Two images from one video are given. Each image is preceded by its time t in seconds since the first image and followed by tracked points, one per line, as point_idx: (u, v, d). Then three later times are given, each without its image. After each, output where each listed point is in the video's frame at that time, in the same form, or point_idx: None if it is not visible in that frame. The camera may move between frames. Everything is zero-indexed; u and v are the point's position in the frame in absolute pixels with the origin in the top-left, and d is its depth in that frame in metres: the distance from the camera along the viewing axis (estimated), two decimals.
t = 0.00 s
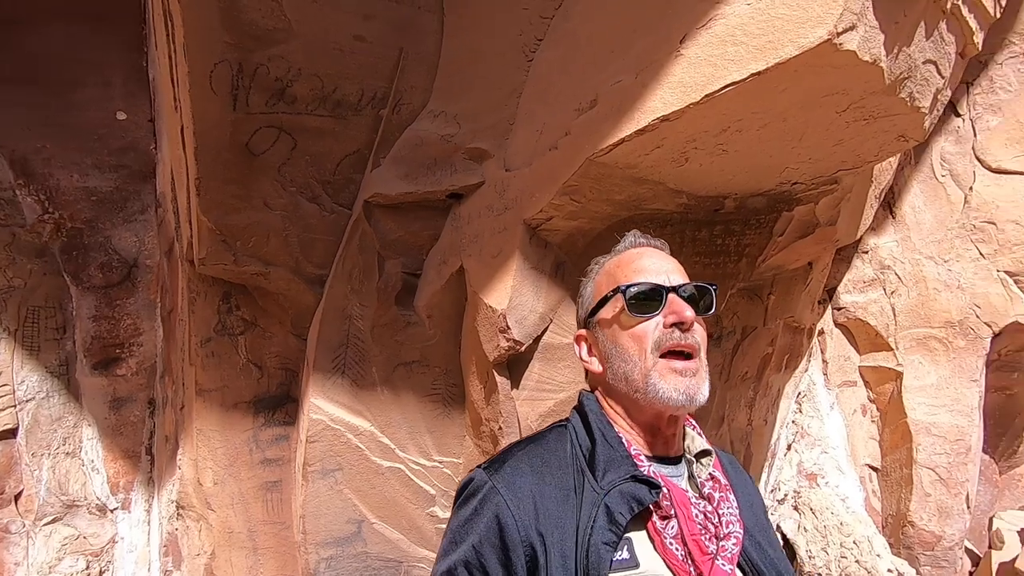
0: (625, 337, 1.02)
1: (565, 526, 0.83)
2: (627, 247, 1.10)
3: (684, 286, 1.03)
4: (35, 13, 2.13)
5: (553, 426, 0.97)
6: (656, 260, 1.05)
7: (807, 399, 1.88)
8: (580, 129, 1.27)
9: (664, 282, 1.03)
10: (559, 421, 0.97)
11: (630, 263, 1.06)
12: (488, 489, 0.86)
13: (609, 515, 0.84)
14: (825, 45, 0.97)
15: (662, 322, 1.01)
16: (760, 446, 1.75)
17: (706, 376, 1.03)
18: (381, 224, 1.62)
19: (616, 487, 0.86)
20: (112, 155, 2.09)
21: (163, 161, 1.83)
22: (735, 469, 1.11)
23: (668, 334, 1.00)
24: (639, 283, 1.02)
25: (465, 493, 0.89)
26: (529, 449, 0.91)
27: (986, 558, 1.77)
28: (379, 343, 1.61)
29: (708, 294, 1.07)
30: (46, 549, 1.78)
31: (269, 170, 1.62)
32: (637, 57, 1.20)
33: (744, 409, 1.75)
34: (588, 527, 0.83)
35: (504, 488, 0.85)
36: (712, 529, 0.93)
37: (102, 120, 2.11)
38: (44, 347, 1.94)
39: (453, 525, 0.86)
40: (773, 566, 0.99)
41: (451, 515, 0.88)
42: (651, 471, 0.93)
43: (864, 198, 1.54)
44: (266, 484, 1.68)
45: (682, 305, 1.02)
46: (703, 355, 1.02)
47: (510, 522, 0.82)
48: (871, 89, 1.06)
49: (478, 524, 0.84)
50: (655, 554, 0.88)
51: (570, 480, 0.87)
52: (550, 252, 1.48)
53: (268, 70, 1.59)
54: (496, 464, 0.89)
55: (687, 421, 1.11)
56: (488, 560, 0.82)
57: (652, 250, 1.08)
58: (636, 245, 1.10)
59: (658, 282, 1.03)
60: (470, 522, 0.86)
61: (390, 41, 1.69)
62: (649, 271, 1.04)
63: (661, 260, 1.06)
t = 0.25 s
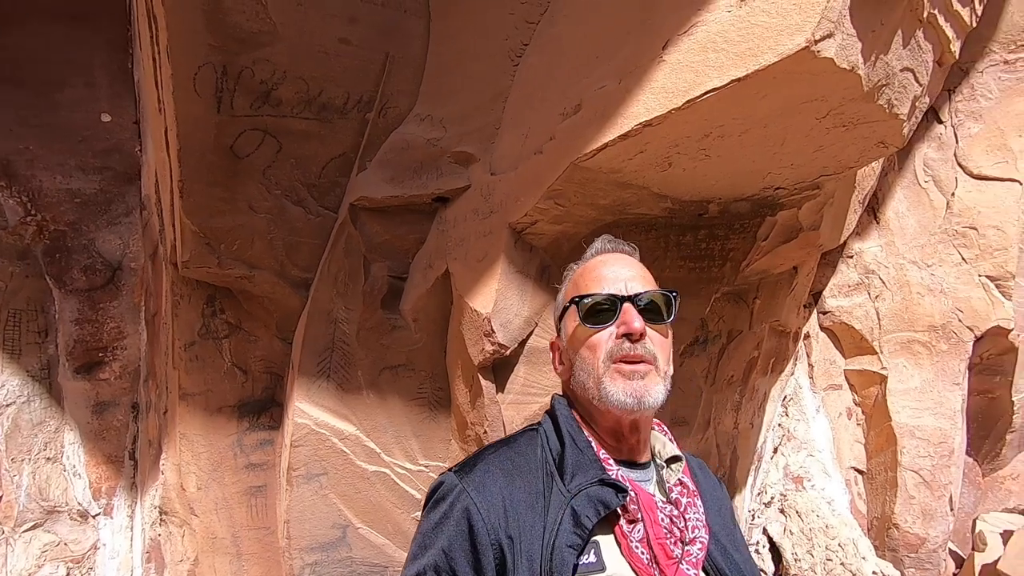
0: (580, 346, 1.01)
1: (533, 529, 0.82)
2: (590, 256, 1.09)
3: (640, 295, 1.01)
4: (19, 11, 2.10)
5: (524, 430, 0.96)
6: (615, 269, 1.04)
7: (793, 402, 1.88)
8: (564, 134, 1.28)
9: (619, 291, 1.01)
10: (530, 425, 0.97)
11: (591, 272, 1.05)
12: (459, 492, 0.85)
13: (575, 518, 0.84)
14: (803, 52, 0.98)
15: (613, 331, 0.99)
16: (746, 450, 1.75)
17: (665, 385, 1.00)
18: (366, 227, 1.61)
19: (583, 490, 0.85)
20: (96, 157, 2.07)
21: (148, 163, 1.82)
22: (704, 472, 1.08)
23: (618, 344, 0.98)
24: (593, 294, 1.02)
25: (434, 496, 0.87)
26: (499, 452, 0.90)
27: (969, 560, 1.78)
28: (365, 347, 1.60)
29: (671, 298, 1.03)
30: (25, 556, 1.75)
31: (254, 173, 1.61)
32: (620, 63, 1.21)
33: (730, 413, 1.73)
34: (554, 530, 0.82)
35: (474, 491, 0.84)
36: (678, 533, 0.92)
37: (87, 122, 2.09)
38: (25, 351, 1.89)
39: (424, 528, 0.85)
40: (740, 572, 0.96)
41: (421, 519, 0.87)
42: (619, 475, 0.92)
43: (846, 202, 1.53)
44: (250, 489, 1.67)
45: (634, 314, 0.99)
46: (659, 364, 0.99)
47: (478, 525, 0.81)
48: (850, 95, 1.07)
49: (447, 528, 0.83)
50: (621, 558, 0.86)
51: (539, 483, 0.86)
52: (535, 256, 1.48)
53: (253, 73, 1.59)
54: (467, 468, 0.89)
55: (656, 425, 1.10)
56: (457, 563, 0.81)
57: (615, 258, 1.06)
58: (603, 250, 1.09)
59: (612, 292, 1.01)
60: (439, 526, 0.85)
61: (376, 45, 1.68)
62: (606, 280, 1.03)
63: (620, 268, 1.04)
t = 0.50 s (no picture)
0: (567, 358, 0.99)
1: (530, 537, 0.80)
2: (582, 262, 1.06)
3: (624, 304, 0.97)
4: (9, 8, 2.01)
5: (521, 436, 0.93)
6: (601, 278, 1.00)
7: (789, 403, 1.88)
8: (562, 135, 1.27)
9: (603, 301, 0.98)
10: (527, 431, 0.93)
11: (579, 280, 1.03)
12: (455, 501, 0.82)
13: (573, 525, 0.81)
14: (801, 53, 0.98)
15: (597, 343, 0.96)
16: (744, 450, 1.76)
17: (653, 396, 0.96)
18: (362, 228, 1.61)
19: (581, 497, 0.82)
20: (89, 158, 2.02)
21: (141, 163, 1.80)
22: (704, 476, 1.08)
23: (602, 356, 0.95)
24: (580, 304, 0.99)
25: (430, 505, 0.84)
26: (496, 459, 0.87)
27: (964, 559, 1.78)
28: (361, 349, 1.59)
29: (661, 307, 0.98)
30: (15, 561, 1.71)
31: (248, 173, 1.60)
32: (617, 64, 1.21)
33: (727, 413, 1.74)
34: (552, 538, 0.79)
35: (471, 499, 0.81)
36: (677, 539, 0.91)
37: (78, 122, 2.04)
38: (16, 354, 1.84)
39: (419, 538, 0.82)
40: None
41: (417, 528, 0.83)
42: (617, 480, 0.90)
43: (842, 203, 1.54)
44: (245, 492, 1.66)
45: (618, 325, 0.96)
46: (645, 377, 0.96)
47: (474, 535, 0.78)
48: (847, 97, 1.07)
49: (443, 538, 0.80)
50: (619, 563, 0.84)
51: (536, 490, 0.83)
52: (532, 257, 1.48)
53: (247, 73, 1.58)
54: (464, 476, 0.85)
55: (654, 429, 1.08)
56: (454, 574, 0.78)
57: (602, 265, 1.02)
58: (593, 256, 1.06)
59: (597, 303, 0.98)
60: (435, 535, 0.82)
61: (372, 45, 1.67)
62: (592, 290, 1.00)
63: (606, 276, 1.00)
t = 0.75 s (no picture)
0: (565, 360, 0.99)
1: (543, 539, 0.79)
2: (580, 263, 1.06)
3: (619, 304, 0.96)
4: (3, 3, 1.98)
5: (529, 438, 0.92)
6: (598, 278, 1.00)
7: (786, 403, 1.89)
8: (564, 134, 1.28)
9: (599, 302, 0.97)
10: (534, 434, 0.93)
11: (577, 282, 1.02)
12: (466, 504, 0.81)
13: (584, 526, 0.80)
14: (805, 55, 0.98)
15: (592, 344, 0.96)
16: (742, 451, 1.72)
17: (651, 396, 0.95)
18: (362, 227, 1.60)
19: (592, 497, 0.82)
20: (85, 155, 1.99)
21: (138, 160, 1.78)
22: (713, 474, 1.08)
23: (597, 357, 0.95)
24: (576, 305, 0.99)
25: (440, 509, 0.83)
26: (505, 461, 0.86)
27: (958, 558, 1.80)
28: (361, 349, 1.59)
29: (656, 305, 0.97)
30: (9, 561, 1.68)
31: (248, 172, 1.59)
32: (620, 64, 1.21)
33: (724, 413, 1.74)
34: (564, 539, 0.79)
35: (482, 502, 0.80)
36: (687, 538, 0.90)
37: (74, 119, 2.01)
38: (10, 352, 1.81)
39: (430, 542, 0.81)
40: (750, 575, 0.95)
41: (429, 532, 0.82)
42: (625, 480, 0.90)
43: (841, 204, 1.54)
44: (243, 492, 1.66)
45: (611, 325, 0.95)
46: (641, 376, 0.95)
47: (486, 537, 0.78)
48: (850, 99, 1.08)
49: (454, 541, 0.79)
50: (630, 564, 0.84)
51: (547, 492, 0.83)
52: (533, 257, 1.48)
53: (248, 70, 1.57)
54: (473, 479, 0.85)
55: (662, 428, 1.08)
56: None
57: (599, 265, 1.02)
58: (591, 257, 1.05)
59: (593, 303, 0.98)
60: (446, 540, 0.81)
61: (373, 43, 1.67)
62: (588, 291, 0.99)
63: (602, 277, 1.00)
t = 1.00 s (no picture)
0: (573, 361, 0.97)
1: (550, 543, 0.78)
2: (587, 261, 1.03)
3: (630, 304, 0.94)
4: None
5: (534, 441, 0.92)
6: (607, 278, 0.98)
7: (778, 402, 1.91)
8: (563, 133, 1.27)
9: (609, 302, 0.95)
10: (540, 436, 0.92)
11: (584, 281, 1.00)
12: (472, 508, 0.81)
13: (592, 529, 0.79)
14: (805, 56, 0.99)
15: (603, 346, 0.94)
16: (734, 449, 1.78)
17: (661, 399, 0.94)
18: (358, 224, 1.59)
19: (598, 500, 0.81)
20: (74, 148, 1.95)
21: (130, 155, 1.76)
22: (717, 474, 1.08)
23: (609, 359, 0.93)
24: (586, 305, 0.96)
25: (446, 513, 0.83)
26: (511, 465, 0.86)
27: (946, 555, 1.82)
28: (356, 347, 1.58)
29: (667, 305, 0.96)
30: None
31: (242, 167, 1.58)
32: (620, 63, 1.21)
33: (718, 412, 1.76)
34: (571, 543, 0.77)
35: (488, 507, 0.80)
36: (695, 539, 0.90)
37: (64, 112, 1.97)
38: None
39: (437, 546, 0.80)
40: (757, 575, 0.95)
41: (434, 537, 0.82)
42: (633, 482, 0.88)
43: (834, 206, 1.57)
44: (236, 491, 1.64)
45: (624, 326, 0.94)
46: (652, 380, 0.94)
47: (492, 542, 0.77)
48: (849, 100, 1.08)
49: (461, 546, 0.78)
50: (639, 567, 0.82)
51: (553, 495, 0.82)
52: (530, 256, 1.47)
53: (243, 65, 1.55)
54: (480, 483, 0.84)
55: (667, 429, 1.08)
56: None
57: (607, 265, 1.00)
58: (598, 255, 1.03)
59: (602, 304, 0.96)
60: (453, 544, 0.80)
61: (371, 38, 1.65)
62: (597, 291, 0.97)
63: (611, 277, 0.98)
